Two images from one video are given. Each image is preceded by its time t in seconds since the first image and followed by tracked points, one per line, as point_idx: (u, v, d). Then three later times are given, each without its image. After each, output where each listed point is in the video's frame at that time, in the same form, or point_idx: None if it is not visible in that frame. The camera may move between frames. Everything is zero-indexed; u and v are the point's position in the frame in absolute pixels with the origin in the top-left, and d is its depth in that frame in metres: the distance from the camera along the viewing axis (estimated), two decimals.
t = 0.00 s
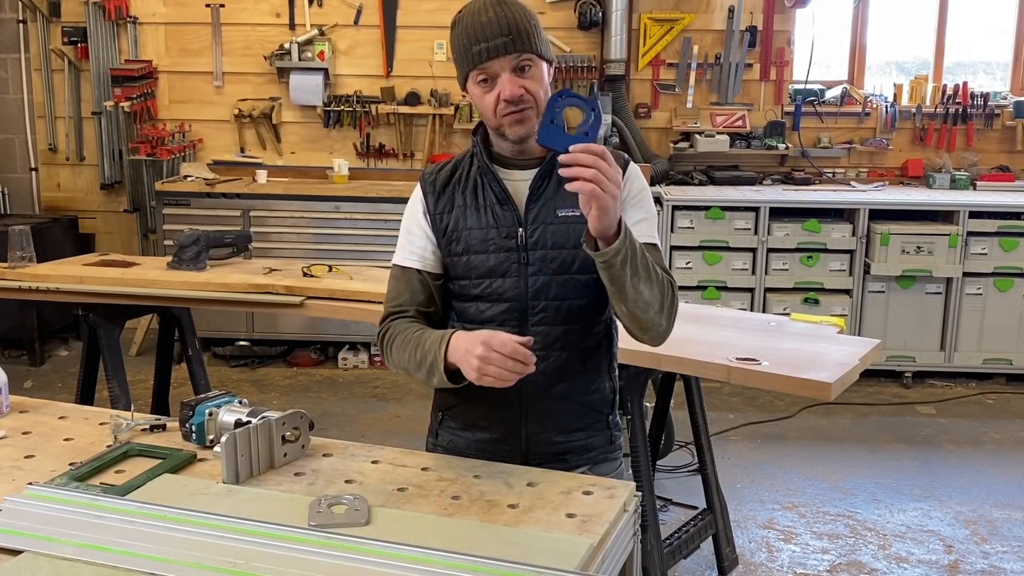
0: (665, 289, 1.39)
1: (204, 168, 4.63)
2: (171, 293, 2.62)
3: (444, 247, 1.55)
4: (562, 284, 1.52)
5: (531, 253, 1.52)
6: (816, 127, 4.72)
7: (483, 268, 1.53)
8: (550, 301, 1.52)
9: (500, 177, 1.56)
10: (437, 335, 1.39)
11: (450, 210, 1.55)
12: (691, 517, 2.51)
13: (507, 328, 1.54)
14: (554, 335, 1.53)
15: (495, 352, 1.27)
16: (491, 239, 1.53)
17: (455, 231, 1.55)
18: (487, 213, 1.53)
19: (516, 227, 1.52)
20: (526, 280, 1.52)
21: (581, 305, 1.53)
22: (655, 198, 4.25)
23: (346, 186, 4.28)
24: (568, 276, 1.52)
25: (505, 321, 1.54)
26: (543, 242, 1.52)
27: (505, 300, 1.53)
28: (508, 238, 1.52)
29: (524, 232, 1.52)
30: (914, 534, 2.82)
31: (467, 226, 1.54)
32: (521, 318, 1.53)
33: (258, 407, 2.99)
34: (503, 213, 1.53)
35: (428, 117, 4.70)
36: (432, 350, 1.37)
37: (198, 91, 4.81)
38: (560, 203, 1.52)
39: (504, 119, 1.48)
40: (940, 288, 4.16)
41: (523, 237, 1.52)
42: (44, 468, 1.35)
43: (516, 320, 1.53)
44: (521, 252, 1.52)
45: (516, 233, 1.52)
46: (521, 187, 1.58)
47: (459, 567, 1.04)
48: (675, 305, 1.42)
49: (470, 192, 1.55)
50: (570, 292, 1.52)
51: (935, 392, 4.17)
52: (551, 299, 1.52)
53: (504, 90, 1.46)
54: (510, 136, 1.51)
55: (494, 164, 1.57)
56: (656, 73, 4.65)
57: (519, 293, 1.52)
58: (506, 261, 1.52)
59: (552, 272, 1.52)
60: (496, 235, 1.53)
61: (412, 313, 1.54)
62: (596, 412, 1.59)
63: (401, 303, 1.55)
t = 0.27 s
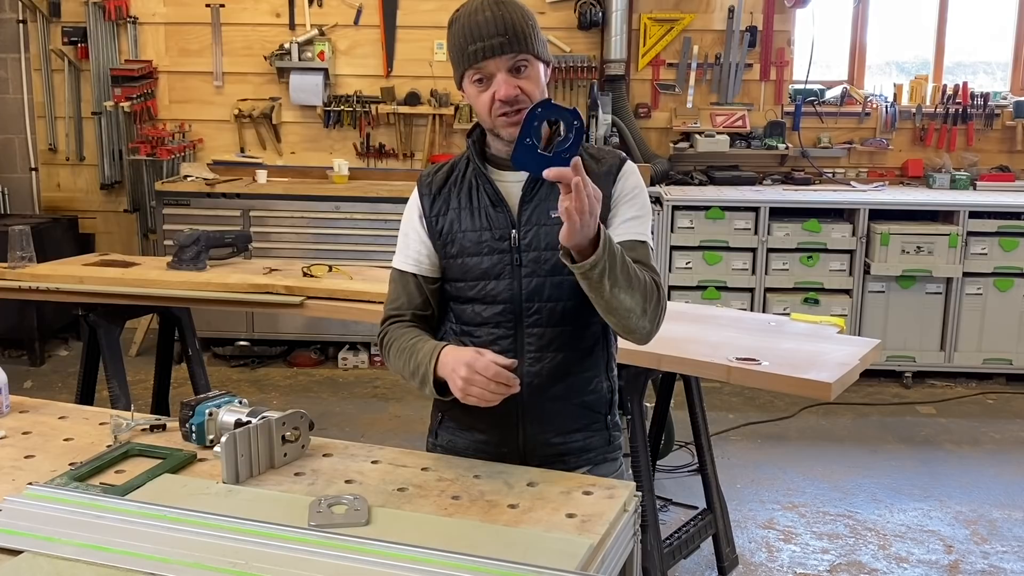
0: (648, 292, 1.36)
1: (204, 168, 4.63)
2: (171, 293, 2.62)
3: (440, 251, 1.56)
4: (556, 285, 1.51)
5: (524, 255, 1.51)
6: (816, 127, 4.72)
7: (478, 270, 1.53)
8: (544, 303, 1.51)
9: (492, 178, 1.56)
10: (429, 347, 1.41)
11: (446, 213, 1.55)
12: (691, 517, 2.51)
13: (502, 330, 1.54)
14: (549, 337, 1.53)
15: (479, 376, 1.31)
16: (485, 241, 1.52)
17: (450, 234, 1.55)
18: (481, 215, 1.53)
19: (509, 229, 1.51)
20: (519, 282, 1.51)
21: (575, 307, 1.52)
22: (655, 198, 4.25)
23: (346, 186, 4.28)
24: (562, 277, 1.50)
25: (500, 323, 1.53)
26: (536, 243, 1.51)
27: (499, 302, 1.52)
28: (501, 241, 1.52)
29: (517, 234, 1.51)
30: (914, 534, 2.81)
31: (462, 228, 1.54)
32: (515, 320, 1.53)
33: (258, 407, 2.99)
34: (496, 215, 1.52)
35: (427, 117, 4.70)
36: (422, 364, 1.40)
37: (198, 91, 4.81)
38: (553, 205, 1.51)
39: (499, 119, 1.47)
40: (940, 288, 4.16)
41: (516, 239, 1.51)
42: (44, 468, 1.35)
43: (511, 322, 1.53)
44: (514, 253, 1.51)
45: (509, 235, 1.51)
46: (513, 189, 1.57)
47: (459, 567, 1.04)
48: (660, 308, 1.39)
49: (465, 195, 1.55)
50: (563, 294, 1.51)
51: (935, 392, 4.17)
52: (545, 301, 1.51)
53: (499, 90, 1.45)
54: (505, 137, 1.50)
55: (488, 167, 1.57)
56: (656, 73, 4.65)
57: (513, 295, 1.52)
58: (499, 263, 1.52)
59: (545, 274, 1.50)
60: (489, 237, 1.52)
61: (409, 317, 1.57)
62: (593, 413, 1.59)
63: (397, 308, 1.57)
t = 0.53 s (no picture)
0: (646, 294, 1.36)
1: (204, 168, 4.63)
2: (171, 293, 2.62)
3: (439, 252, 1.56)
4: (556, 287, 1.50)
5: (525, 256, 1.51)
6: (816, 127, 4.72)
7: (478, 272, 1.53)
8: (544, 304, 1.51)
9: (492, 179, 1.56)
10: (427, 350, 1.41)
11: (445, 214, 1.55)
12: (691, 517, 2.51)
13: (503, 331, 1.53)
14: (550, 338, 1.52)
15: (474, 381, 1.31)
16: (485, 242, 1.52)
17: (450, 236, 1.55)
18: (481, 217, 1.53)
19: (510, 230, 1.51)
20: (520, 283, 1.51)
21: (575, 309, 1.52)
22: (655, 198, 4.25)
23: (346, 186, 4.28)
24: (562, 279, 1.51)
25: (500, 324, 1.53)
26: (536, 244, 1.51)
27: (499, 304, 1.52)
28: (501, 242, 1.52)
29: (517, 234, 1.51)
30: (914, 534, 2.81)
31: (462, 229, 1.54)
32: (516, 321, 1.53)
33: (258, 407, 2.99)
34: (496, 216, 1.52)
35: (428, 117, 4.70)
36: (420, 367, 1.39)
37: (198, 91, 4.81)
38: (554, 206, 1.51)
39: (497, 119, 1.47)
40: (940, 288, 4.16)
41: (516, 240, 1.51)
42: (44, 468, 1.35)
43: (511, 324, 1.53)
44: (515, 255, 1.51)
45: (509, 236, 1.51)
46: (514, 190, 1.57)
47: (459, 567, 1.04)
48: (660, 309, 1.39)
49: (465, 196, 1.55)
50: (563, 295, 1.51)
51: (935, 392, 4.17)
52: (545, 302, 1.51)
53: (497, 90, 1.45)
54: (503, 137, 1.50)
55: (487, 168, 1.57)
56: (656, 73, 4.65)
57: (513, 297, 1.52)
58: (500, 264, 1.52)
59: (545, 275, 1.50)
60: (490, 238, 1.52)
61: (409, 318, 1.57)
62: (593, 414, 1.59)
63: (397, 310, 1.57)
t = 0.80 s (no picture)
0: (655, 304, 1.38)
1: (204, 168, 4.63)
2: (171, 293, 2.62)
3: (440, 252, 1.56)
4: (556, 288, 1.51)
5: (525, 257, 1.51)
6: (816, 127, 4.72)
7: (479, 272, 1.53)
8: (545, 305, 1.51)
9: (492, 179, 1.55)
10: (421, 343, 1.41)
11: (446, 215, 1.55)
12: (691, 517, 2.50)
13: (503, 332, 1.53)
14: (550, 339, 1.52)
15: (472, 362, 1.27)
16: (486, 243, 1.52)
17: (451, 236, 1.55)
18: (481, 217, 1.53)
19: (511, 231, 1.51)
20: (521, 283, 1.51)
21: (575, 309, 1.52)
22: (655, 198, 4.25)
23: (346, 186, 4.28)
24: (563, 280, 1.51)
25: (501, 325, 1.53)
26: (538, 245, 1.51)
27: (500, 304, 1.52)
28: (502, 243, 1.52)
29: (518, 235, 1.51)
30: (914, 534, 2.81)
31: (463, 230, 1.54)
32: (516, 321, 1.52)
33: (258, 407, 2.99)
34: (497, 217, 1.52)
35: (427, 117, 4.70)
36: (414, 361, 1.39)
37: (198, 91, 4.81)
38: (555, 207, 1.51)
39: (497, 117, 1.46)
40: (940, 288, 4.16)
41: (517, 241, 1.51)
42: (44, 468, 1.35)
43: (512, 325, 1.53)
44: (515, 255, 1.51)
45: (510, 237, 1.51)
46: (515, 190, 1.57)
47: (459, 567, 1.04)
48: (666, 318, 1.41)
49: (465, 196, 1.55)
50: (564, 296, 1.51)
51: (935, 392, 4.17)
52: (546, 303, 1.51)
53: (498, 87, 1.44)
54: (502, 135, 1.49)
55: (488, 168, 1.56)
56: (656, 73, 4.65)
57: (514, 297, 1.52)
58: (501, 265, 1.52)
59: (546, 276, 1.51)
60: (490, 238, 1.52)
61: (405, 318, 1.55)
62: (593, 415, 1.59)
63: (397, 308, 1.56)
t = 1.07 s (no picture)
0: (669, 332, 1.44)
1: (204, 168, 4.64)
2: (171, 293, 2.62)
3: (443, 249, 1.54)
4: (559, 288, 1.52)
5: (529, 257, 1.51)
6: (816, 127, 4.72)
7: (482, 272, 1.53)
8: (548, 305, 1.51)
9: (498, 178, 1.54)
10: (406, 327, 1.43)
11: (450, 212, 1.54)
12: (691, 517, 2.50)
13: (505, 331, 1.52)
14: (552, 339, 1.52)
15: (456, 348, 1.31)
16: (490, 242, 1.52)
17: (455, 234, 1.53)
18: (486, 216, 1.52)
19: (515, 231, 1.51)
20: (524, 283, 1.51)
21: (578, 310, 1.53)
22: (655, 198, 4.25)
23: (346, 186, 4.28)
24: (566, 280, 1.52)
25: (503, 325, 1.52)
26: (542, 245, 1.51)
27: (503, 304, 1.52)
28: (507, 242, 1.51)
29: (522, 235, 1.51)
30: (914, 534, 2.81)
31: (467, 228, 1.53)
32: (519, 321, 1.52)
33: (258, 407, 2.99)
34: (502, 216, 1.51)
35: (428, 117, 4.70)
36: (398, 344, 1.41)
37: (198, 91, 4.81)
38: (561, 207, 1.51)
39: (473, 125, 1.45)
40: (940, 288, 4.16)
41: (521, 240, 1.51)
42: (44, 468, 1.35)
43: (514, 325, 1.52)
44: (520, 255, 1.51)
45: (514, 236, 1.51)
46: (520, 189, 1.55)
47: (459, 567, 1.04)
48: (684, 338, 1.47)
49: (470, 194, 1.53)
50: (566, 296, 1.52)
51: (935, 392, 4.17)
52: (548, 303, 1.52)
53: (469, 100, 1.42)
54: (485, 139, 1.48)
55: (494, 166, 1.55)
56: (656, 73, 4.65)
57: (517, 297, 1.52)
58: (504, 264, 1.51)
59: (550, 276, 1.51)
60: (495, 238, 1.52)
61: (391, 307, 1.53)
62: (593, 416, 1.59)
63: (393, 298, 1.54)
